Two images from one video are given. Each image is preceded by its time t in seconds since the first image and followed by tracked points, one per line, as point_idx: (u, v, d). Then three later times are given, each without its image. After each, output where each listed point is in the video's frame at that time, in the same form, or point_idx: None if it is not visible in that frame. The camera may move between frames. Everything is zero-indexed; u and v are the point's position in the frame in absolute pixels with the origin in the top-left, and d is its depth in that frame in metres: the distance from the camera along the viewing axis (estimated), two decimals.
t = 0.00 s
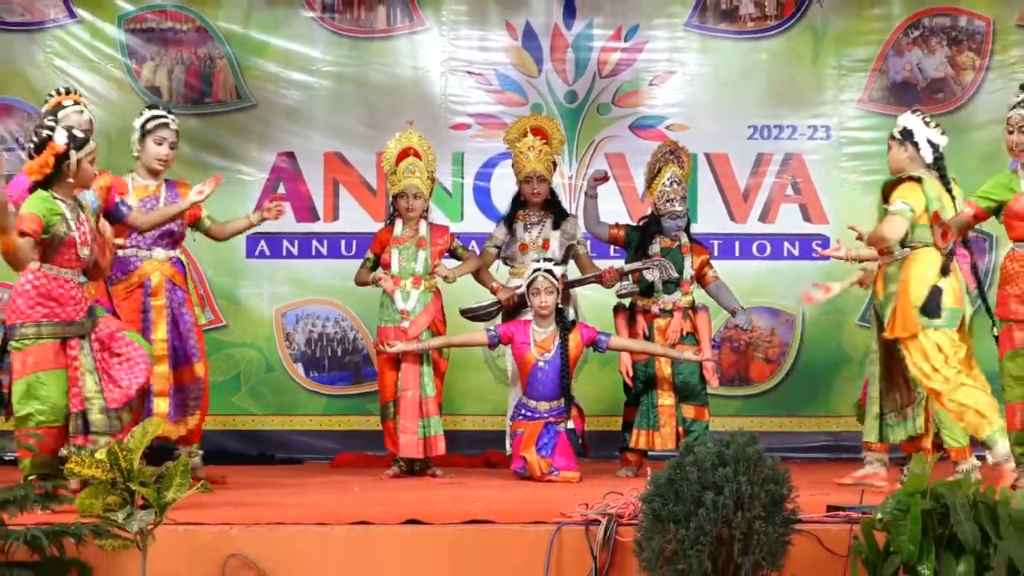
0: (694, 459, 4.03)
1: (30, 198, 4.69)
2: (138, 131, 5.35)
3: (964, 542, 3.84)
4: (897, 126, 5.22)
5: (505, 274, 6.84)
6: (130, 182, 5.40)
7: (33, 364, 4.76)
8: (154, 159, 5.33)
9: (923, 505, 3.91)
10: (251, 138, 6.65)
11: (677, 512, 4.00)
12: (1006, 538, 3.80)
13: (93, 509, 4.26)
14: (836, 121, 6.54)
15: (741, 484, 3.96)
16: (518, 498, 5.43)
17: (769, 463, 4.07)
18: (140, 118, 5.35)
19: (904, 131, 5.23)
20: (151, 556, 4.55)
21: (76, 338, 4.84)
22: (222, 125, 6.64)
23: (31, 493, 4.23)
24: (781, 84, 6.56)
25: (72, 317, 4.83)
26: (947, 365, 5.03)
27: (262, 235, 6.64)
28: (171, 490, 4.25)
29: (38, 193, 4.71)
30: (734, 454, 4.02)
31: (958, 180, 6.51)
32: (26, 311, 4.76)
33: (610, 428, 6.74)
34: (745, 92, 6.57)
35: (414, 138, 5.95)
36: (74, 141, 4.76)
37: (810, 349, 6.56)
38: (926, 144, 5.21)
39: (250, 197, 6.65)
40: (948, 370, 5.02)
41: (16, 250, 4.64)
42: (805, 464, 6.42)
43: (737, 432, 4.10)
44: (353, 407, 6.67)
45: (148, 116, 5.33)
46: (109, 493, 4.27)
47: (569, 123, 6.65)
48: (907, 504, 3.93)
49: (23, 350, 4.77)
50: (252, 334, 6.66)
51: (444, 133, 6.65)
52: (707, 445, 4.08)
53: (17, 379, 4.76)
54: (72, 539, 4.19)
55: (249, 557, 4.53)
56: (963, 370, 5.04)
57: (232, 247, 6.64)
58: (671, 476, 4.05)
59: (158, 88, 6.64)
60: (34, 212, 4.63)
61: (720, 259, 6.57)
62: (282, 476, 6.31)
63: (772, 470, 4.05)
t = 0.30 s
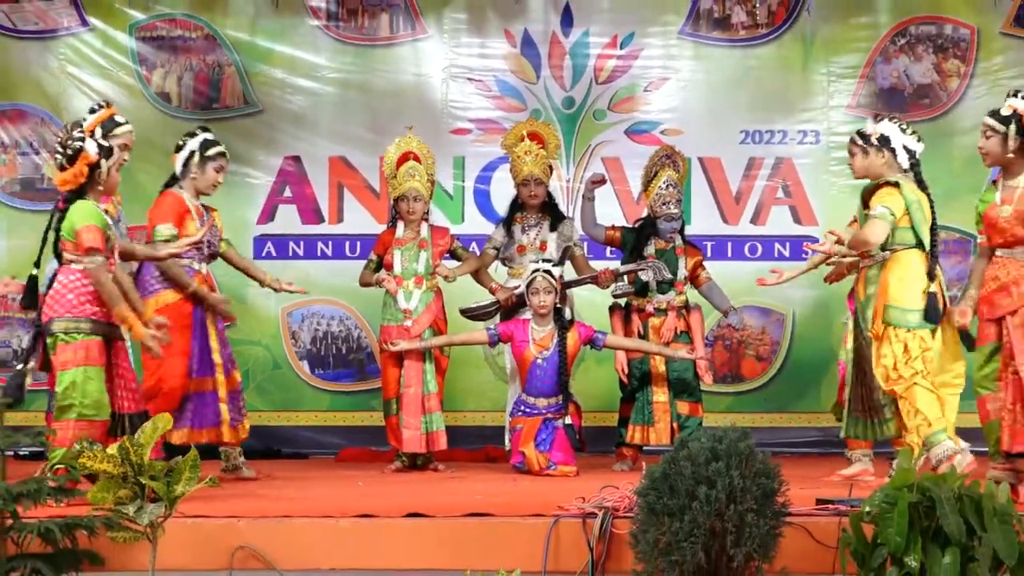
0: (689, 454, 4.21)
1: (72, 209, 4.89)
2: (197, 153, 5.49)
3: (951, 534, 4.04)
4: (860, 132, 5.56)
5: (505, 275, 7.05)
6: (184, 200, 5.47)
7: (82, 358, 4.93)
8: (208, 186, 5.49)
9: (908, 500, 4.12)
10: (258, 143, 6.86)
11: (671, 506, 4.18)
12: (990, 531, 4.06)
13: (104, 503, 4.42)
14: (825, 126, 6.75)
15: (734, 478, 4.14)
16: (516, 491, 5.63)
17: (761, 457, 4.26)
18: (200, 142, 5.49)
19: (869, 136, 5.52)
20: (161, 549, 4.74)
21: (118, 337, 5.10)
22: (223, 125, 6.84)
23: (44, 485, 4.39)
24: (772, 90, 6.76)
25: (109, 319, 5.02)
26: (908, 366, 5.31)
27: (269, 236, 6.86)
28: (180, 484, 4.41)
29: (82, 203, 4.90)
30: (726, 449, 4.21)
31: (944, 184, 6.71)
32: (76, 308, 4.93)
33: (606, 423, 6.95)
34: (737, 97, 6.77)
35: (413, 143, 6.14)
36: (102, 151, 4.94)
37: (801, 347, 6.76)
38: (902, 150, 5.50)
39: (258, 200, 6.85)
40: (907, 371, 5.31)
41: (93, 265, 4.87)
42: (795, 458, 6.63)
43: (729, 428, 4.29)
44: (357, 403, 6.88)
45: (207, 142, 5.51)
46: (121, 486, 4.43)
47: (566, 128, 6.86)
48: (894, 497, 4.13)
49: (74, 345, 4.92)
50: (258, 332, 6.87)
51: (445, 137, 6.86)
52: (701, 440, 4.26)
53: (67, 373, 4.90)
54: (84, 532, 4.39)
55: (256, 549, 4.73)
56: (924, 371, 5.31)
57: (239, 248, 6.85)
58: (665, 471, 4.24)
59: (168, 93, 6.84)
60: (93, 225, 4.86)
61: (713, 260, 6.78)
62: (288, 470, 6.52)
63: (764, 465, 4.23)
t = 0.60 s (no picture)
0: (681, 448, 4.37)
1: (120, 214, 5.08)
2: (238, 161, 5.77)
3: (937, 527, 4.08)
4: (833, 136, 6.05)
5: (504, 275, 7.27)
6: (225, 200, 5.73)
7: (119, 355, 5.09)
8: (246, 193, 5.78)
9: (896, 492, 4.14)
10: (265, 147, 7.07)
11: (666, 499, 4.31)
12: (975, 524, 4.09)
13: (116, 496, 4.57)
14: (815, 131, 6.96)
15: (726, 472, 4.28)
16: (516, 484, 5.84)
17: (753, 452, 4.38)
18: (243, 151, 5.78)
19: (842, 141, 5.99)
20: (172, 542, 4.88)
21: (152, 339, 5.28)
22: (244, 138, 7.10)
23: (57, 479, 4.55)
24: (763, 96, 6.97)
25: (149, 322, 5.24)
26: (895, 364, 5.53)
27: (276, 237, 7.07)
28: (189, 478, 4.57)
29: (130, 210, 5.09)
30: (719, 444, 4.35)
31: (930, 187, 6.92)
32: (119, 307, 5.10)
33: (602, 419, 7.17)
34: (729, 103, 6.98)
35: (413, 146, 6.36)
36: (140, 162, 5.15)
37: (792, 346, 6.98)
38: (892, 154, 5.76)
39: (265, 202, 7.07)
40: (893, 369, 5.53)
41: (153, 262, 5.04)
42: (786, 453, 6.84)
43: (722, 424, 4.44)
44: (361, 400, 7.09)
45: (249, 152, 5.80)
46: (132, 481, 4.58)
47: (564, 132, 7.07)
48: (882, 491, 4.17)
49: (113, 341, 5.08)
50: (265, 331, 7.08)
51: (447, 141, 7.07)
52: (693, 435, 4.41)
53: (102, 367, 5.05)
54: (96, 524, 4.59)
55: (263, 541, 4.87)
56: (910, 368, 5.53)
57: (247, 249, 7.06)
58: (660, 465, 4.38)
59: (178, 99, 7.05)
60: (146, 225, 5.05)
61: (706, 261, 6.99)
62: (295, 464, 6.73)
63: (756, 459, 4.36)
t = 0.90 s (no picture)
0: (677, 443, 4.46)
1: (134, 222, 5.26)
2: (253, 165, 5.99)
3: (924, 520, 4.16)
4: (822, 140, 6.34)
5: (503, 275, 7.49)
6: (238, 203, 5.94)
7: (135, 359, 5.22)
8: (258, 196, 6.00)
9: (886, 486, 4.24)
10: (273, 151, 7.28)
11: (661, 492, 4.42)
12: (961, 517, 4.18)
13: (127, 490, 4.59)
14: (805, 135, 7.17)
15: (720, 466, 4.38)
16: (516, 477, 6.05)
17: (746, 446, 4.49)
18: (257, 156, 6.00)
19: (829, 144, 6.27)
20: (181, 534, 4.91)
21: (169, 344, 5.42)
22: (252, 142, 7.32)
23: (71, 473, 4.64)
24: (756, 102, 7.18)
25: (166, 327, 5.37)
26: (882, 362, 5.72)
27: (284, 238, 7.28)
28: (199, 472, 4.57)
29: (143, 217, 5.28)
30: (713, 439, 4.44)
31: (918, 190, 7.13)
32: (137, 314, 5.25)
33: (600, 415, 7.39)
34: (722, 108, 7.20)
35: (414, 150, 6.55)
36: (156, 170, 5.33)
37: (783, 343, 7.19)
38: (882, 158, 5.88)
39: (273, 205, 7.28)
40: (881, 366, 5.73)
41: (166, 266, 5.23)
42: (778, 448, 7.06)
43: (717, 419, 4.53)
44: (366, 396, 7.31)
45: (263, 158, 6.02)
46: (143, 475, 4.60)
47: (562, 137, 7.28)
48: (871, 484, 4.25)
49: (130, 345, 5.22)
50: (273, 329, 7.30)
51: (449, 146, 7.29)
52: (688, 430, 4.51)
53: (119, 371, 5.19)
54: (108, 517, 4.62)
55: (270, 533, 4.92)
56: (897, 366, 5.72)
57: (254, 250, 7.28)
58: (656, 459, 4.48)
59: (188, 104, 7.27)
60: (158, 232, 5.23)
61: (701, 261, 7.21)
62: (302, 458, 6.94)
63: (749, 453, 4.46)
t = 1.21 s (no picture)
0: (672, 438, 4.58)
1: (137, 224, 5.43)
2: (260, 168, 6.21)
3: (912, 512, 4.27)
4: (812, 145, 6.56)
5: (504, 274, 7.71)
6: (245, 204, 6.16)
7: (132, 360, 5.40)
8: (264, 198, 6.22)
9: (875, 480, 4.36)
10: (280, 154, 7.50)
11: (657, 485, 4.53)
12: (949, 509, 4.28)
13: (139, 483, 4.72)
14: (797, 139, 7.39)
15: (714, 460, 4.49)
16: (516, 471, 6.26)
17: (740, 442, 4.61)
18: (264, 160, 6.21)
19: (819, 150, 6.48)
20: (191, 526, 5.06)
21: (173, 344, 5.60)
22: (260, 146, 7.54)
23: (84, 467, 4.70)
24: (749, 106, 7.40)
25: (168, 328, 5.54)
26: (873, 359, 5.94)
27: (291, 239, 7.50)
28: (209, 466, 4.71)
29: (147, 219, 5.46)
30: (708, 434, 4.55)
31: (906, 193, 7.34)
32: (138, 316, 5.43)
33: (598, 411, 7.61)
34: (716, 113, 7.42)
35: (417, 153, 6.77)
36: (162, 174, 5.51)
37: (775, 341, 7.41)
38: (873, 161, 6.09)
39: (280, 206, 7.50)
40: (872, 363, 5.95)
41: (166, 267, 5.39)
42: (770, 442, 7.27)
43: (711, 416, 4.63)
44: (371, 392, 7.53)
45: (270, 162, 6.23)
46: (154, 468, 4.73)
47: (561, 141, 7.50)
48: (861, 478, 4.37)
49: (128, 347, 5.40)
50: (280, 327, 7.52)
51: (451, 149, 7.50)
52: (683, 425, 4.62)
53: (117, 371, 5.37)
54: (121, 509, 4.73)
55: (278, 526, 5.08)
56: (887, 363, 5.95)
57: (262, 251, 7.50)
58: (652, 454, 4.59)
59: (198, 109, 7.49)
60: (159, 233, 5.41)
61: (695, 262, 7.42)
62: (309, 452, 7.16)
63: (742, 448, 4.57)
